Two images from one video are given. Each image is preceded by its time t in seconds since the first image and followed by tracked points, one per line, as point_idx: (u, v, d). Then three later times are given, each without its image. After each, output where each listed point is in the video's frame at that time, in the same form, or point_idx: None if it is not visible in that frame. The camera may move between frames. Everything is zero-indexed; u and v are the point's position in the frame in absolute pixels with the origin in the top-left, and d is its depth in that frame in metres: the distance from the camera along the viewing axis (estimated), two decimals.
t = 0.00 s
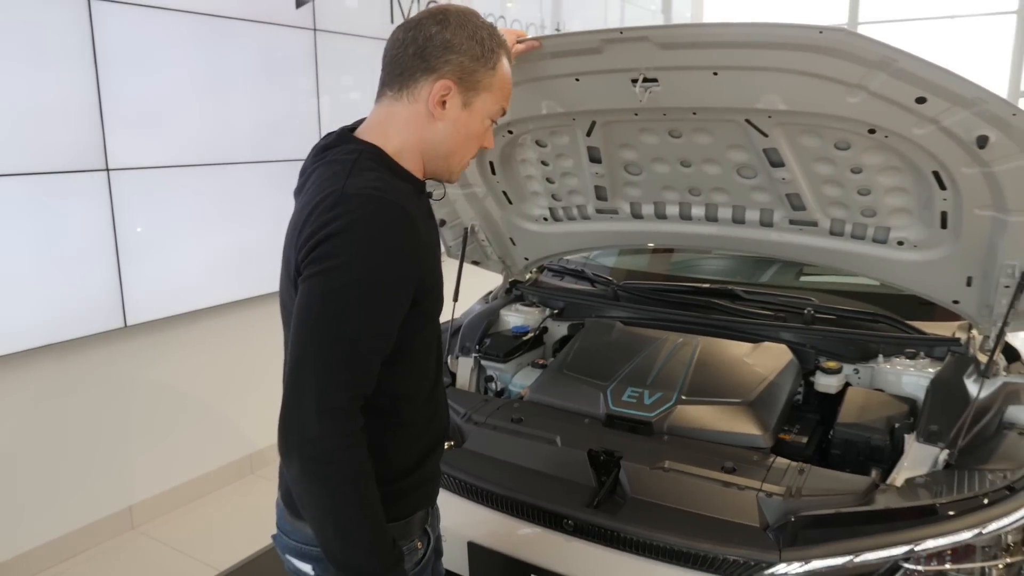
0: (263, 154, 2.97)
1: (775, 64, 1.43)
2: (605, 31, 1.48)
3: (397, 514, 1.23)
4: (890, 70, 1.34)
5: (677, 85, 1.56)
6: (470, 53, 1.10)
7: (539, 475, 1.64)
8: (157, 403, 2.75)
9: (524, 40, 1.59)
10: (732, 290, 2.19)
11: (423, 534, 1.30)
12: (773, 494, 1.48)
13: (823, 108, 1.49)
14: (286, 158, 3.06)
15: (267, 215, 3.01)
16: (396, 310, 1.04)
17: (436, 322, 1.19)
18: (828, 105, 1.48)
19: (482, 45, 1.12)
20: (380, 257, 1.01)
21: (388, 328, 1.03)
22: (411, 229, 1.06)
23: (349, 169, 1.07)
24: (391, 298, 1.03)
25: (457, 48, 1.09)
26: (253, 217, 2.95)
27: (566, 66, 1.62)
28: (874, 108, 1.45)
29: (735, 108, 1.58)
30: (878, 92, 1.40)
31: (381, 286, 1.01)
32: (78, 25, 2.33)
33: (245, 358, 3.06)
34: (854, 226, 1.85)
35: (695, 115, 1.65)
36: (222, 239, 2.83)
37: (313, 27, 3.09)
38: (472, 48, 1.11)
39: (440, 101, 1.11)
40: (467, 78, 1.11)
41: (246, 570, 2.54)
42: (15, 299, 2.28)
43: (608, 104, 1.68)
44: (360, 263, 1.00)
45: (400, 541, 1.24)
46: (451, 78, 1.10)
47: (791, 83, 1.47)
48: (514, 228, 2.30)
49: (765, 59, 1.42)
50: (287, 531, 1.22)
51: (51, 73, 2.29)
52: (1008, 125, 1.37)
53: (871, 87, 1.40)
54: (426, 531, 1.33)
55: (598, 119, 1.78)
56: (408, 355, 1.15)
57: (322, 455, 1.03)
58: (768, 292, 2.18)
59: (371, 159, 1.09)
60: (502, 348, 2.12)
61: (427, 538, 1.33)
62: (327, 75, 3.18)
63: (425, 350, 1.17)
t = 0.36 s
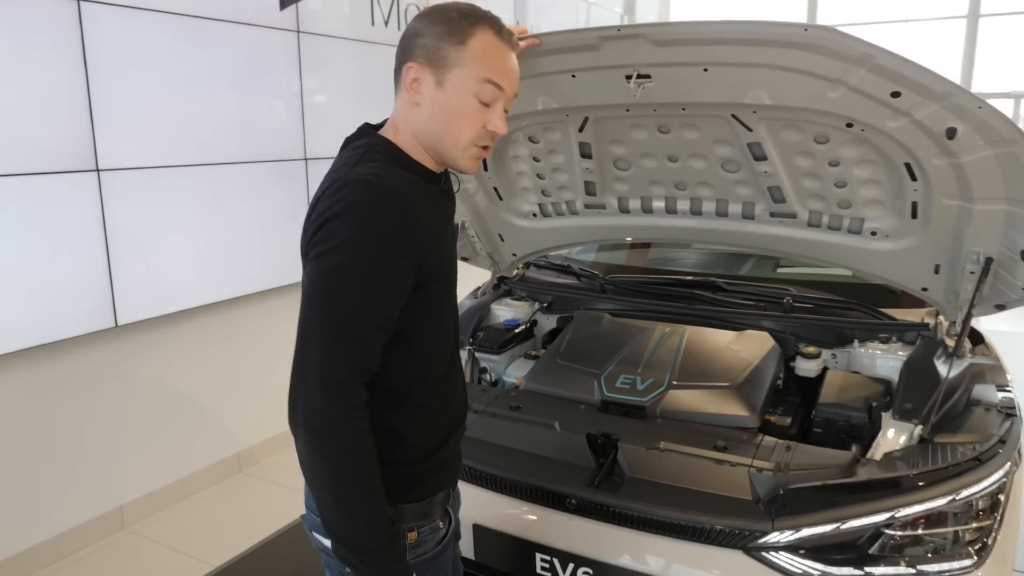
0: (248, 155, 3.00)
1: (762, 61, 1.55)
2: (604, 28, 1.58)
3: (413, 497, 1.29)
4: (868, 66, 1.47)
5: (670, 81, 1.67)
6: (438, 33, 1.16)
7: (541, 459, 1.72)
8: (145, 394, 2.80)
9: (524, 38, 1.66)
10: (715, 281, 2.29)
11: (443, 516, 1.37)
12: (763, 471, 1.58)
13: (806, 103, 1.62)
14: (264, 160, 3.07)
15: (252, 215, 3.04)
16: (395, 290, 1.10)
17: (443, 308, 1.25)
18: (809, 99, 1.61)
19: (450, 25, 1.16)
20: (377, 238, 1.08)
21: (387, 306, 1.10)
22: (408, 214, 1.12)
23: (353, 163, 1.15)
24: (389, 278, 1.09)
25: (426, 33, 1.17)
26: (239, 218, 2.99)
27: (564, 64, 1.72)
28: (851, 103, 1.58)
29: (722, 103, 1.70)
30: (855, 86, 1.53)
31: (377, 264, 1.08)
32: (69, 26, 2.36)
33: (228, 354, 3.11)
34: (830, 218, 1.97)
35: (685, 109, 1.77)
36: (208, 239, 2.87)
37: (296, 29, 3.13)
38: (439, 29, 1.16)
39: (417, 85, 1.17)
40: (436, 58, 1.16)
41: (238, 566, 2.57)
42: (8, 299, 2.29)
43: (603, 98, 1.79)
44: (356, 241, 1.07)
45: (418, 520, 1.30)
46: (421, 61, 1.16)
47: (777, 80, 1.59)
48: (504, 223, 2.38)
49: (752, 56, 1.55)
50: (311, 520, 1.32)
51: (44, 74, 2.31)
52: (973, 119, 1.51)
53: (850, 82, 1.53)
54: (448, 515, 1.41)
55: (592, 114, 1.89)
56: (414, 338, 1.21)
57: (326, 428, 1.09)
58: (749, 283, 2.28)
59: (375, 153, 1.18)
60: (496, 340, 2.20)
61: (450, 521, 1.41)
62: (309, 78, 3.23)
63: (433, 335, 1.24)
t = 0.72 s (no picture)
0: (232, 154, 2.99)
1: (757, 60, 1.61)
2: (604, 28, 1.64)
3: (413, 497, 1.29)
4: (859, 66, 1.54)
5: (666, 80, 1.73)
6: (389, 26, 1.23)
7: (542, 452, 1.75)
8: (122, 393, 2.77)
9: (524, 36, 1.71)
10: (702, 277, 2.35)
11: (457, 520, 1.37)
12: (761, 459, 1.64)
13: (798, 102, 1.67)
14: (253, 157, 3.09)
15: (235, 215, 3.04)
16: (357, 286, 1.11)
17: (428, 306, 1.25)
18: (802, 98, 1.66)
19: (396, 15, 1.22)
20: (334, 236, 1.09)
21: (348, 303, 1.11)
22: (373, 212, 1.14)
23: (327, 166, 1.20)
24: (349, 274, 1.10)
25: (383, 29, 1.25)
26: (222, 217, 2.99)
27: (561, 62, 1.77)
28: (840, 102, 1.64)
29: (716, 101, 1.75)
30: (846, 85, 1.59)
31: (337, 259, 1.09)
32: (54, 20, 2.33)
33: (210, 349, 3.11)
34: (816, 215, 2.03)
35: (678, 108, 1.82)
36: (192, 237, 2.86)
37: (280, 27, 3.12)
38: (389, 23, 1.23)
39: (379, 79, 1.25)
40: (388, 49, 1.23)
41: (229, 567, 2.55)
42: None
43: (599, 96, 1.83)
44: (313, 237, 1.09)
45: (428, 524, 1.31)
46: (380, 56, 1.24)
47: (770, 79, 1.65)
48: (495, 221, 2.41)
49: (747, 55, 1.60)
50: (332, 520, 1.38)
51: (31, 71, 2.28)
52: (958, 118, 1.58)
53: (840, 81, 1.58)
54: (462, 519, 1.39)
55: (587, 112, 1.93)
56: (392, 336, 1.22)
57: (288, 423, 1.11)
58: (735, 278, 2.34)
59: (352, 155, 1.21)
60: (491, 338, 2.24)
61: (463, 526, 1.39)
62: (294, 76, 3.23)
63: (417, 333, 1.24)
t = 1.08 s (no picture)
0: (213, 159, 3.02)
1: (748, 70, 1.68)
2: (600, 39, 1.70)
3: (422, 504, 1.31)
4: (846, 78, 1.63)
5: (660, 91, 1.79)
6: (396, 38, 1.22)
7: (541, 454, 1.78)
8: (105, 402, 2.76)
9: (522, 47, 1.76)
10: (689, 279, 2.40)
11: (471, 525, 1.40)
12: (755, 455, 1.71)
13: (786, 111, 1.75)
14: (234, 163, 3.13)
15: (214, 220, 3.06)
16: (365, 299, 1.13)
17: (437, 316, 1.26)
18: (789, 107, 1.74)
19: (403, 27, 1.21)
20: (342, 249, 1.11)
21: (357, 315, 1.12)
22: (384, 224, 1.16)
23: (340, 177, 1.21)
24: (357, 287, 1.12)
25: (390, 41, 1.23)
26: (203, 221, 3.02)
27: (555, 71, 1.82)
28: (827, 112, 1.72)
29: (707, 110, 1.81)
30: (834, 96, 1.67)
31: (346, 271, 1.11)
32: (39, 26, 2.33)
33: (192, 351, 3.12)
34: (800, 219, 2.10)
35: (669, 117, 1.88)
36: (176, 243, 2.89)
37: (261, 32, 3.20)
38: (396, 34, 1.22)
39: (387, 91, 1.24)
40: (396, 62, 1.21)
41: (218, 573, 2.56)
42: None
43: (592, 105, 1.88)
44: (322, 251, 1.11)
45: (444, 529, 1.34)
46: (388, 68, 1.23)
47: (761, 90, 1.72)
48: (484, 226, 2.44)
49: (739, 67, 1.68)
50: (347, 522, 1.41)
51: (17, 80, 2.29)
52: (938, 127, 1.68)
53: (828, 91, 1.67)
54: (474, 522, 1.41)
55: (580, 120, 1.98)
56: (400, 346, 1.24)
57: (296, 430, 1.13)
58: (721, 280, 2.41)
59: (365, 165, 1.23)
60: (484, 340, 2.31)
61: (475, 530, 1.42)
62: (273, 80, 3.28)
63: (426, 343, 1.25)
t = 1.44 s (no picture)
0: (190, 162, 3.05)
1: (731, 77, 1.75)
2: (589, 47, 1.76)
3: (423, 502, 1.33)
4: (826, 86, 1.71)
5: (645, 98, 1.86)
6: (400, 49, 1.25)
7: (532, 454, 1.81)
8: (81, 408, 2.77)
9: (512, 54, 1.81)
10: (670, 281, 2.45)
11: (471, 523, 1.43)
12: (741, 452, 1.76)
13: (766, 117, 1.82)
14: (212, 168, 3.16)
15: (192, 224, 3.08)
16: (363, 303, 1.15)
17: (434, 318, 1.28)
18: (769, 113, 1.81)
19: (406, 39, 1.24)
20: (339, 255, 1.13)
21: (354, 319, 1.14)
22: (380, 230, 1.18)
23: (334, 185, 1.23)
24: (355, 291, 1.14)
25: (394, 51, 1.26)
26: (180, 226, 3.03)
27: (542, 78, 1.87)
28: (806, 118, 1.80)
29: (690, 116, 1.88)
30: (813, 102, 1.76)
31: (343, 277, 1.13)
32: (15, 32, 2.36)
33: (170, 351, 3.14)
34: (778, 221, 2.16)
35: (653, 123, 1.94)
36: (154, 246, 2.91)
37: (239, 35, 3.25)
38: (400, 45, 1.25)
39: (389, 101, 1.27)
40: (398, 72, 1.24)
41: None
42: None
43: (579, 110, 1.93)
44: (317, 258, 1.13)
45: (445, 527, 1.37)
46: (390, 78, 1.26)
47: (743, 97, 1.80)
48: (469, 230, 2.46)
49: (724, 74, 1.75)
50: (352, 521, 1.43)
51: None
52: (910, 133, 1.77)
53: (809, 98, 1.76)
54: (474, 520, 1.44)
55: (565, 125, 2.02)
56: (397, 348, 1.26)
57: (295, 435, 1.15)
58: (701, 282, 2.47)
59: (359, 173, 1.25)
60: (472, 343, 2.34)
61: (475, 527, 1.45)
62: (250, 82, 3.32)
63: (423, 344, 1.27)
